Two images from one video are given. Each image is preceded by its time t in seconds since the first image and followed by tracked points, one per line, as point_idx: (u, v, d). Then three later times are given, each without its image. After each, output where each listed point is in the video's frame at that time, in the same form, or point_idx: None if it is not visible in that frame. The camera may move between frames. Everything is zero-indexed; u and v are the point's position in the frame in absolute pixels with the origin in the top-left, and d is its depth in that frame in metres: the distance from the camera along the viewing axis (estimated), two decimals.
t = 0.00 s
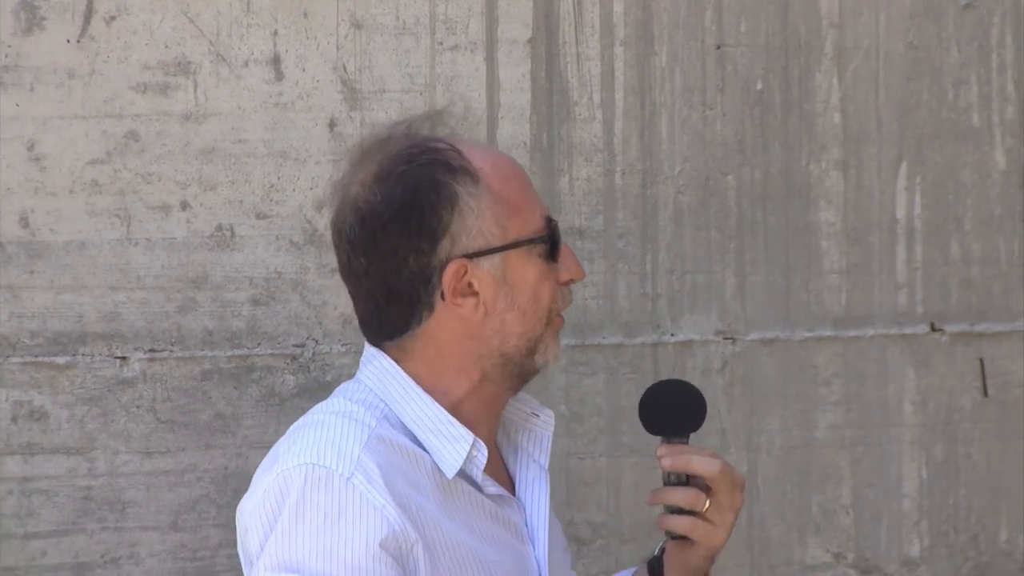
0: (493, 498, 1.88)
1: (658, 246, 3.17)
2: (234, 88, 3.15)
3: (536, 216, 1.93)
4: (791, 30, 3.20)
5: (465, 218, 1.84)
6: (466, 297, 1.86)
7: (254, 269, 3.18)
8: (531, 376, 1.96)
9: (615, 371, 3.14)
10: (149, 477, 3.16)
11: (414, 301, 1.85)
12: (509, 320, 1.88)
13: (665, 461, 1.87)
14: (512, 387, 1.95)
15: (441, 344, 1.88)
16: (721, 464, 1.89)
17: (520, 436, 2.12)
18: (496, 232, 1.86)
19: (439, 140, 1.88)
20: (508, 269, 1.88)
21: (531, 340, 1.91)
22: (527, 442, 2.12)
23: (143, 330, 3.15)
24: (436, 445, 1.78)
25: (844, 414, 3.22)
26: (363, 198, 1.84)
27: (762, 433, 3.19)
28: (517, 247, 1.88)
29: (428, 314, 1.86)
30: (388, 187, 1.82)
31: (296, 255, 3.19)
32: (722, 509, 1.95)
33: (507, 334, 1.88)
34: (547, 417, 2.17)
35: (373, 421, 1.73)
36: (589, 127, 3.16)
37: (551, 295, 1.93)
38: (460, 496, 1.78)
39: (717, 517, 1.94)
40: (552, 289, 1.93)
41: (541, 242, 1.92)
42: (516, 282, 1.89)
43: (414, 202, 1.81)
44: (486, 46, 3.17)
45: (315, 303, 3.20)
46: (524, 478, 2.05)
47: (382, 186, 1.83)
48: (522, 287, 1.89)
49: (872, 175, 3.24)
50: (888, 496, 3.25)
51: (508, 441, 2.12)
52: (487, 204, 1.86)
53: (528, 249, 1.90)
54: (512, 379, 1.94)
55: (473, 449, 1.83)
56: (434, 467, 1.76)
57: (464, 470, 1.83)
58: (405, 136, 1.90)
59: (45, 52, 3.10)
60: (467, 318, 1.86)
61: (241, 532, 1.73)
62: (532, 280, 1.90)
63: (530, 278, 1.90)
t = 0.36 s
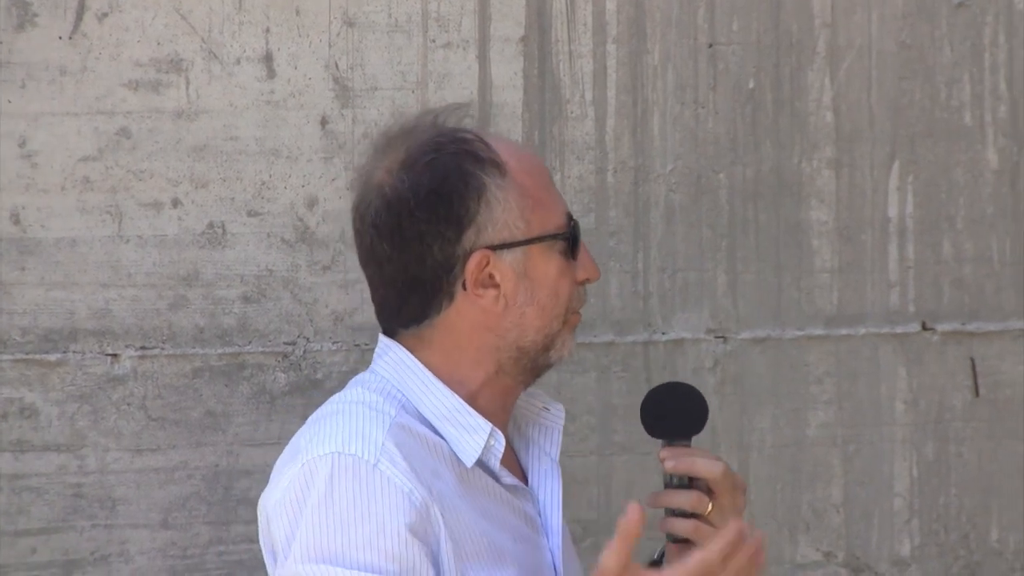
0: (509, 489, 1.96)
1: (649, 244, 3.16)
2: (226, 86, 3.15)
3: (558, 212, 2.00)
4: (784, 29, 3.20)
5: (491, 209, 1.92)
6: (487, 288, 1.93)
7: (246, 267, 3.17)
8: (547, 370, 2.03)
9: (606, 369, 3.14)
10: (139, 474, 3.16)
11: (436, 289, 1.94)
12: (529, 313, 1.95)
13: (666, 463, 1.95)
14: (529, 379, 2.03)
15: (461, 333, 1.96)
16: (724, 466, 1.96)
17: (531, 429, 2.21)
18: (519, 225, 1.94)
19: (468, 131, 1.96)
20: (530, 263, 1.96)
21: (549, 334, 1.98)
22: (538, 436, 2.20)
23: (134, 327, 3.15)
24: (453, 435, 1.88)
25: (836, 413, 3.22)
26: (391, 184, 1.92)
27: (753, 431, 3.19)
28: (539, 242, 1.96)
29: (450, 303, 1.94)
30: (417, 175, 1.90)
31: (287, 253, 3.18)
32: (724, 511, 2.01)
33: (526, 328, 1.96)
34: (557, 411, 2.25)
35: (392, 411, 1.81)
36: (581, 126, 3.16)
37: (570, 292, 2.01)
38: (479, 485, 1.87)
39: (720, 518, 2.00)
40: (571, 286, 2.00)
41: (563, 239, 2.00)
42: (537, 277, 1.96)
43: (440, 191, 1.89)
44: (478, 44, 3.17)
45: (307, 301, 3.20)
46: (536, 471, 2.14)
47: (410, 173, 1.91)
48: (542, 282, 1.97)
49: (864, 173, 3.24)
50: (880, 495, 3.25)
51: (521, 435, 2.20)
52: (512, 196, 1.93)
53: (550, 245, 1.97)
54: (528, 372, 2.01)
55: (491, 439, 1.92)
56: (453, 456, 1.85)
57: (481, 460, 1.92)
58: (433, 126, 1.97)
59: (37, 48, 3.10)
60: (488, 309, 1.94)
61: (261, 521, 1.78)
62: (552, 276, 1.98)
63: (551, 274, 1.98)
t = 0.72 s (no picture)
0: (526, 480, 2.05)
1: (636, 244, 3.16)
2: (212, 85, 3.15)
3: (578, 209, 2.05)
4: (770, 29, 3.20)
5: (509, 206, 1.97)
6: (506, 283, 1.98)
7: (232, 266, 3.17)
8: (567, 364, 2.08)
9: (592, 369, 3.14)
10: (126, 474, 3.16)
11: (454, 284, 1.99)
12: (548, 309, 2.00)
13: (680, 441, 1.84)
14: (548, 373, 2.08)
15: (481, 328, 2.01)
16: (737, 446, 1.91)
17: (548, 423, 2.29)
18: (538, 221, 1.99)
19: (489, 129, 2.02)
20: (549, 258, 2.00)
21: (568, 329, 2.04)
22: (555, 430, 2.28)
23: (120, 327, 3.15)
24: (472, 423, 1.93)
25: (822, 413, 3.22)
26: (412, 183, 2.00)
27: (740, 431, 3.19)
28: (559, 237, 2.01)
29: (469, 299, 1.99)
30: (436, 173, 1.97)
31: (273, 252, 3.18)
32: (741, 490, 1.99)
33: (545, 322, 2.01)
34: (574, 405, 2.33)
35: (411, 399, 1.87)
36: (568, 125, 3.16)
37: (590, 286, 2.05)
38: (495, 473, 1.93)
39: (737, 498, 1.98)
40: (592, 280, 2.05)
41: (583, 234, 2.04)
42: (556, 272, 2.01)
43: (459, 188, 1.96)
44: (464, 44, 3.17)
45: (293, 301, 3.19)
46: (552, 464, 2.22)
47: (430, 171, 1.98)
48: (562, 278, 2.01)
49: (851, 173, 3.23)
50: (866, 494, 3.25)
51: (539, 429, 2.29)
52: (531, 193, 1.99)
53: (570, 240, 2.02)
54: (548, 365, 2.06)
55: (510, 428, 1.97)
56: (472, 444, 1.91)
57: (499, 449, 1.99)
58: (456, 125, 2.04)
59: (22, 48, 3.09)
60: (507, 304, 1.99)
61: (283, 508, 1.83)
62: (572, 271, 2.03)
63: (570, 269, 2.02)
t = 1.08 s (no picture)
0: (533, 477, 2.08)
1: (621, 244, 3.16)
2: (198, 86, 3.15)
3: (596, 213, 2.10)
4: (755, 29, 3.20)
5: (522, 212, 2.05)
6: (520, 288, 2.06)
7: (218, 267, 3.17)
8: (586, 368, 2.13)
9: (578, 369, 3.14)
10: (111, 475, 3.15)
11: (469, 287, 2.08)
12: (562, 313, 2.07)
13: (690, 449, 2.01)
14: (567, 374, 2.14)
15: (496, 330, 2.09)
16: (745, 447, 2.02)
17: (565, 421, 2.31)
18: (551, 227, 2.06)
19: (505, 136, 2.10)
20: (563, 263, 2.07)
21: (585, 333, 2.09)
22: (571, 428, 2.30)
23: (105, 328, 3.15)
24: (475, 420, 2.00)
25: (809, 413, 3.22)
26: (427, 189, 2.11)
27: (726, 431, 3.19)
28: (573, 242, 2.07)
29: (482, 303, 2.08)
30: (451, 180, 2.07)
31: (259, 253, 3.18)
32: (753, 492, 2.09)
33: (561, 326, 2.07)
34: (592, 404, 2.34)
35: (413, 394, 1.95)
36: (553, 126, 3.16)
37: (607, 290, 2.10)
38: (496, 470, 2.00)
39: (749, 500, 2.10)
40: (610, 284, 2.09)
41: (599, 239, 2.09)
42: (571, 277, 2.07)
43: (471, 195, 2.05)
44: (449, 44, 3.17)
45: (279, 301, 3.19)
46: (566, 461, 2.24)
47: (445, 178, 2.08)
48: (577, 283, 2.07)
49: (836, 173, 3.23)
50: (853, 494, 3.25)
51: (555, 426, 2.31)
52: (543, 199, 2.06)
53: (585, 246, 2.07)
54: (566, 367, 2.12)
55: (513, 426, 2.03)
56: (473, 441, 1.98)
57: (503, 446, 2.04)
58: (473, 131, 2.14)
59: (7, 48, 3.09)
60: (520, 309, 2.07)
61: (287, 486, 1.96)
62: (589, 276, 2.08)
63: (585, 274, 2.08)
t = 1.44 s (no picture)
0: (523, 458, 2.10)
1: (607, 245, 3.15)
2: (183, 87, 3.14)
3: (575, 201, 2.21)
4: (741, 29, 3.20)
5: (500, 202, 2.16)
6: (502, 277, 2.17)
7: (203, 268, 3.17)
8: (578, 354, 2.21)
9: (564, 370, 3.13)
10: (97, 476, 3.15)
11: (455, 280, 2.20)
12: (545, 299, 2.16)
13: (687, 440, 2.04)
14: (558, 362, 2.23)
15: (482, 320, 2.19)
16: (741, 436, 2.05)
17: (572, 409, 2.36)
18: (530, 215, 2.17)
19: (483, 131, 2.23)
20: (544, 250, 2.17)
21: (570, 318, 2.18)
22: (577, 416, 2.34)
23: (91, 329, 3.15)
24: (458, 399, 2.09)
25: (795, 414, 3.21)
26: (410, 187, 2.26)
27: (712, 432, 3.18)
28: (555, 230, 2.17)
29: (468, 295, 2.19)
30: (430, 175, 2.21)
31: (244, 254, 3.17)
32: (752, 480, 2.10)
33: (545, 313, 2.16)
34: (600, 394, 2.39)
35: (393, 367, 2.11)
36: (538, 126, 3.15)
37: (592, 274, 2.19)
38: (478, 447, 2.06)
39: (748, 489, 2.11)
40: (593, 269, 2.19)
41: (581, 226, 2.19)
42: (553, 264, 2.17)
43: (450, 188, 2.18)
44: (435, 45, 3.17)
45: (264, 303, 3.19)
46: (569, 443, 2.27)
47: (426, 174, 2.22)
48: (560, 269, 2.17)
49: (822, 173, 3.23)
50: (839, 495, 3.25)
51: (562, 414, 2.37)
52: (521, 188, 2.17)
53: (566, 233, 2.18)
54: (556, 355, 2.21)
55: (496, 405, 2.11)
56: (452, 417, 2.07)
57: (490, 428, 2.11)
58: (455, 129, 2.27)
59: None
60: (504, 297, 2.16)
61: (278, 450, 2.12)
62: (570, 261, 2.17)
63: (567, 259, 2.17)
